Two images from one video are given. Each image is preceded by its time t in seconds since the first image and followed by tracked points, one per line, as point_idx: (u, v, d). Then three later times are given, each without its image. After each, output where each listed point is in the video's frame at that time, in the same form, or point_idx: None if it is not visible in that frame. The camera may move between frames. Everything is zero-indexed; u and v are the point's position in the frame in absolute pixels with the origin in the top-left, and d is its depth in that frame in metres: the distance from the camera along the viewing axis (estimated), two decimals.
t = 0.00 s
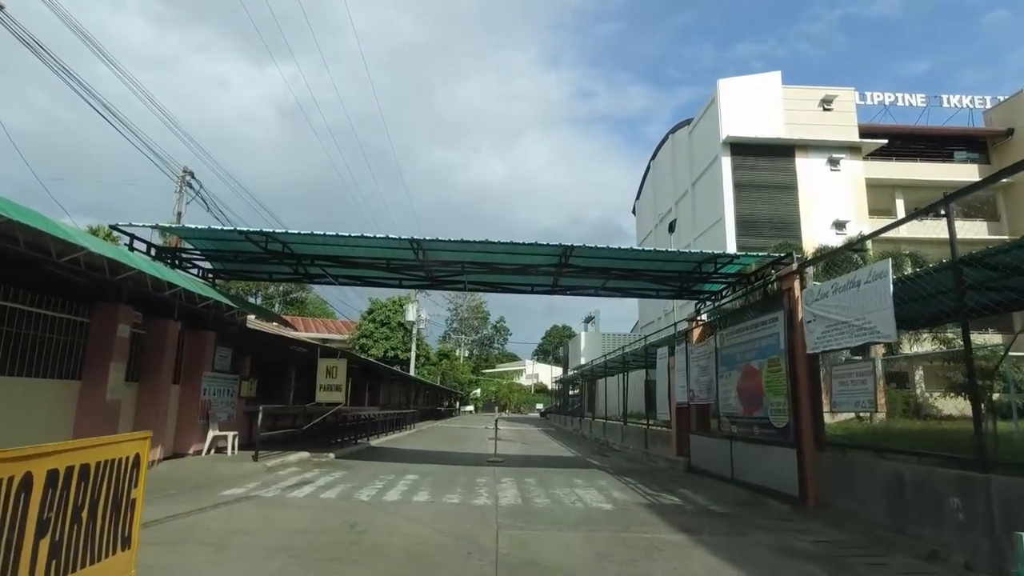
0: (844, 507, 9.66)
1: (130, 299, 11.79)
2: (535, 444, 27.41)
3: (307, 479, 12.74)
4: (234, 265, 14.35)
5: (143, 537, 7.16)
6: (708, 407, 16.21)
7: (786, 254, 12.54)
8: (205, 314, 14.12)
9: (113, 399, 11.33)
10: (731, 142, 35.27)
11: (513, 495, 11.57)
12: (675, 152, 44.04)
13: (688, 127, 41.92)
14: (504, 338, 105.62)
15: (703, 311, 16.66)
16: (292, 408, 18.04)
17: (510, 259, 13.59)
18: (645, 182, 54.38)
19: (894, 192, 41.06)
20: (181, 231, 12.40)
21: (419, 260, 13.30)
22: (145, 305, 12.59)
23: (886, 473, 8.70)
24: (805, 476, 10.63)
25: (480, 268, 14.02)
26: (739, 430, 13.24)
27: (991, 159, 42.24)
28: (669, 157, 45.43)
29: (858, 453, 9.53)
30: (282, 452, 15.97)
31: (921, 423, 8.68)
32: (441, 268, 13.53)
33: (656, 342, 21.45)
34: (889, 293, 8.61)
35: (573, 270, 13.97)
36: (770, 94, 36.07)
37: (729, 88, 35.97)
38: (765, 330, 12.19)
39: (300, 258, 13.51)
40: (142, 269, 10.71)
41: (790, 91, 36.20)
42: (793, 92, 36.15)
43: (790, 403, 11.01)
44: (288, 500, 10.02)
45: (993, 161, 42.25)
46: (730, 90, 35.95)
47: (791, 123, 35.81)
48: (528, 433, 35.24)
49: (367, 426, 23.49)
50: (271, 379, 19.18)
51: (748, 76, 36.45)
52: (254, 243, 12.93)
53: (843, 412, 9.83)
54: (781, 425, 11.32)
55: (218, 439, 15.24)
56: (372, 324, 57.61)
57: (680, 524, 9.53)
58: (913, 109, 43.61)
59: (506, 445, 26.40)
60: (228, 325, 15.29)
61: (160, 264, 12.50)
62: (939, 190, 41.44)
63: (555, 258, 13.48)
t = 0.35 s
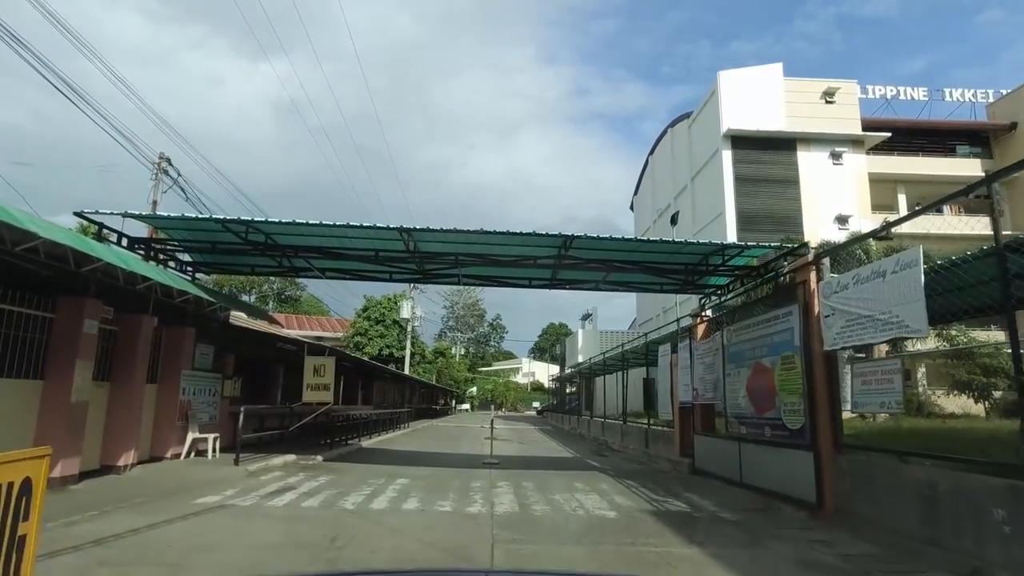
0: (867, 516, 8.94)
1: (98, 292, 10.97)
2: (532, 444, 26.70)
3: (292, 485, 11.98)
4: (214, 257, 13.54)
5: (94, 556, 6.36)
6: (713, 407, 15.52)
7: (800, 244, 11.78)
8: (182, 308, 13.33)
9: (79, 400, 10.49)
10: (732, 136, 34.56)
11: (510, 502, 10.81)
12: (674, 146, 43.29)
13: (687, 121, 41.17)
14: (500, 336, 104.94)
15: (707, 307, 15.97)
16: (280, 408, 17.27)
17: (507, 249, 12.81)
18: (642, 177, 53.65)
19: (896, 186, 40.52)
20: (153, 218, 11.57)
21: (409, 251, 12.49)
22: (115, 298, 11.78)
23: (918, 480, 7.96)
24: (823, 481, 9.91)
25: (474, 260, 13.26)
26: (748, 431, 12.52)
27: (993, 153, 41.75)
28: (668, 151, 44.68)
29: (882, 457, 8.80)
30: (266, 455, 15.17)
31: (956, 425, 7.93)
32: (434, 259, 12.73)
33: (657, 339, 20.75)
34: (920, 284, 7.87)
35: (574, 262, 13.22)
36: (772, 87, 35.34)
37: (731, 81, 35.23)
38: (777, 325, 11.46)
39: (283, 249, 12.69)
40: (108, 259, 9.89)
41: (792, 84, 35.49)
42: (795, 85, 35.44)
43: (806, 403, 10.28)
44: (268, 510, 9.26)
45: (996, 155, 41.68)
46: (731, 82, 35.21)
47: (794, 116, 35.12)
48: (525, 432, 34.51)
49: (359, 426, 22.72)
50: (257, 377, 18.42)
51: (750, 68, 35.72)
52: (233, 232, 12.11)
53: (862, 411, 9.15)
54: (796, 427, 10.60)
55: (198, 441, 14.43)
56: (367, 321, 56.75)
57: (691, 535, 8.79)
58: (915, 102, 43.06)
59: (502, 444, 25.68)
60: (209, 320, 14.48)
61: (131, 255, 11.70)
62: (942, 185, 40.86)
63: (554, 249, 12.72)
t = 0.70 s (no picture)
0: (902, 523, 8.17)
1: (62, 280, 10.17)
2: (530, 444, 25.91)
3: (274, 488, 11.17)
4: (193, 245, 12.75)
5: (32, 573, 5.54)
6: (722, 405, 14.75)
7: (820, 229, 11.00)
8: (159, 300, 12.54)
9: (40, 397, 9.65)
10: (734, 129, 33.84)
11: (508, 507, 10.03)
12: (674, 140, 42.57)
13: (688, 115, 40.46)
14: (497, 335, 104.23)
15: (716, 299, 15.21)
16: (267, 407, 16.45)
17: (506, 235, 12.03)
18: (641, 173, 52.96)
19: (900, 181, 39.83)
20: (123, 202, 10.77)
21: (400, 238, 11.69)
22: (82, 287, 10.96)
23: (961, 484, 7.20)
24: (847, 482, 9.18)
25: (470, 248, 12.46)
26: (762, 430, 11.75)
27: (998, 148, 41.08)
28: (668, 146, 43.96)
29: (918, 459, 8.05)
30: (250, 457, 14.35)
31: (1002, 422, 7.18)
32: (427, 247, 11.94)
33: (661, 335, 19.97)
34: (965, 267, 7.11)
35: (576, 250, 12.43)
36: (775, 79, 34.63)
37: (732, 73, 34.51)
38: (794, 317, 10.72)
39: (266, 235, 11.87)
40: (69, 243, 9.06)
41: (795, 76, 34.79)
42: (798, 77, 34.72)
43: (828, 399, 9.55)
44: (244, 517, 8.46)
45: (1001, 149, 41.02)
46: (733, 73, 34.48)
47: (797, 109, 34.42)
48: (523, 432, 33.72)
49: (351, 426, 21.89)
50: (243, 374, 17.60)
51: (752, 60, 35.00)
52: (211, 217, 11.32)
53: (896, 410, 8.34)
54: (817, 425, 9.85)
55: (176, 442, 13.63)
56: (362, 320, 56.06)
57: (707, 543, 8.01)
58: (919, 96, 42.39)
59: (500, 445, 24.89)
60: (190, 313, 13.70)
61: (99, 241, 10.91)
62: (946, 180, 40.20)
63: (554, 236, 11.94)
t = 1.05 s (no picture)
0: (944, 533, 7.37)
1: (19, 270, 9.37)
2: (529, 444, 25.20)
3: (254, 494, 10.37)
4: (168, 233, 11.93)
5: None
6: (730, 402, 14.02)
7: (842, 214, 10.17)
8: (131, 291, 11.76)
9: None
10: (736, 120, 33.05)
11: (505, 515, 9.25)
12: (674, 133, 41.80)
13: (688, 107, 39.65)
14: (495, 332, 103.54)
15: (724, 292, 14.49)
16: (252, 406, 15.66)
17: (502, 222, 11.26)
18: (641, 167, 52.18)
19: (904, 174, 39.14)
20: (87, 186, 9.98)
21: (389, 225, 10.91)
22: (44, 278, 10.15)
23: (1013, 492, 6.44)
24: (875, 488, 8.41)
25: (465, 236, 11.67)
26: (777, 430, 11.00)
27: (1004, 140, 40.40)
28: (668, 139, 43.19)
29: (960, 464, 7.27)
30: (232, 459, 13.52)
31: None
32: (418, 235, 11.15)
33: (665, 330, 19.23)
34: (1018, 249, 6.33)
35: (578, 236, 11.63)
36: (778, 69, 33.82)
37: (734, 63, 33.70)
38: (813, 309, 9.95)
39: (245, 222, 11.07)
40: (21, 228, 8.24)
41: (798, 66, 33.99)
42: (802, 67, 33.94)
43: (853, 397, 8.79)
44: (213, 530, 7.66)
45: (1006, 142, 40.35)
46: (735, 63, 33.67)
47: (800, 100, 33.64)
48: (522, 431, 33.02)
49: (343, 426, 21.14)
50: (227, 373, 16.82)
51: (754, 50, 34.19)
52: (184, 203, 10.51)
53: (930, 409, 7.55)
54: (840, 425, 9.08)
55: (153, 444, 12.82)
56: (358, 317, 55.27)
57: (728, 557, 7.21)
58: (923, 88, 41.66)
59: (497, 444, 24.16)
60: (168, 307, 12.92)
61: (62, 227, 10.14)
62: (951, 173, 39.52)
63: (554, 222, 11.15)
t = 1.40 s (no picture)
0: (991, 544, 6.66)
1: None
2: (529, 441, 24.52)
3: (235, 500, 9.64)
4: (143, 218, 11.14)
5: None
6: (742, 399, 13.33)
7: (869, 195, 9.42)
8: (105, 281, 11.01)
9: None
10: (739, 110, 32.30)
11: (505, 522, 8.54)
12: (676, 125, 41.04)
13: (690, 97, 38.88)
14: (493, 329, 102.81)
15: (735, 283, 13.78)
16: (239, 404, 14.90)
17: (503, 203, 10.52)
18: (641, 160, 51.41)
19: (909, 166, 38.45)
20: (52, 167, 9.22)
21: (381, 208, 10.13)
22: (7, 266, 9.40)
23: None
24: (910, 492, 7.73)
25: (462, 222, 10.92)
26: (797, 429, 10.28)
27: (1011, 132, 39.72)
28: (669, 130, 42.42)
29: (1011, 468, 6.56)
30: (216, 460, 12.77)
31: None
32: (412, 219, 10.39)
33: (670, 323, 18.52)
34: None
35: (582, 221, 10.88)
36: (782, 58, 33.04)
37: (738, 52, 32.93)
38: (838, 298, 9.23)
39: (225, 203, 10.28)
40: None
41: (803, 55, 33.23)
42: (807, 55, 33.18)
43: (885, 393, 8.08)
44: (183, 542, 6.93)
45: (1013, 133, 39.69)
46: (739, 52, 32.92)
47: (805, 89, 32.90)
48: (520, 428, 32.35)
49: (336, 424, 20.43)
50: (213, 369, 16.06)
51: (758, 38, 33.41)
52: (158, 185, 9.74)
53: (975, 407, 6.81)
54: (869, 423, 8.39)
55: (131, 445, 12.08)
56: (354, 313, 54.49)
57: (753, 571, 6.51)
58: (928, 79, 40.93)
59: (496, 442, 23.47)
60: (148, 299, 12.16)
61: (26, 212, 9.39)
62: (957, 165, 38.84)
63: (557, 206, 10.40)
